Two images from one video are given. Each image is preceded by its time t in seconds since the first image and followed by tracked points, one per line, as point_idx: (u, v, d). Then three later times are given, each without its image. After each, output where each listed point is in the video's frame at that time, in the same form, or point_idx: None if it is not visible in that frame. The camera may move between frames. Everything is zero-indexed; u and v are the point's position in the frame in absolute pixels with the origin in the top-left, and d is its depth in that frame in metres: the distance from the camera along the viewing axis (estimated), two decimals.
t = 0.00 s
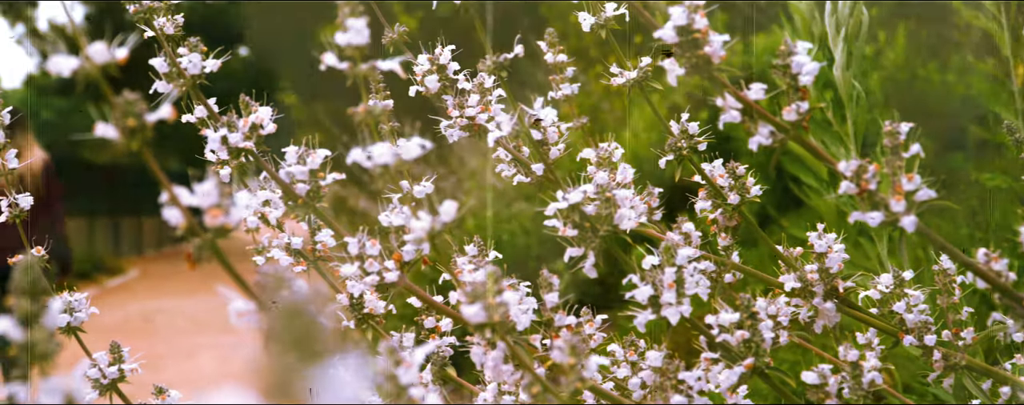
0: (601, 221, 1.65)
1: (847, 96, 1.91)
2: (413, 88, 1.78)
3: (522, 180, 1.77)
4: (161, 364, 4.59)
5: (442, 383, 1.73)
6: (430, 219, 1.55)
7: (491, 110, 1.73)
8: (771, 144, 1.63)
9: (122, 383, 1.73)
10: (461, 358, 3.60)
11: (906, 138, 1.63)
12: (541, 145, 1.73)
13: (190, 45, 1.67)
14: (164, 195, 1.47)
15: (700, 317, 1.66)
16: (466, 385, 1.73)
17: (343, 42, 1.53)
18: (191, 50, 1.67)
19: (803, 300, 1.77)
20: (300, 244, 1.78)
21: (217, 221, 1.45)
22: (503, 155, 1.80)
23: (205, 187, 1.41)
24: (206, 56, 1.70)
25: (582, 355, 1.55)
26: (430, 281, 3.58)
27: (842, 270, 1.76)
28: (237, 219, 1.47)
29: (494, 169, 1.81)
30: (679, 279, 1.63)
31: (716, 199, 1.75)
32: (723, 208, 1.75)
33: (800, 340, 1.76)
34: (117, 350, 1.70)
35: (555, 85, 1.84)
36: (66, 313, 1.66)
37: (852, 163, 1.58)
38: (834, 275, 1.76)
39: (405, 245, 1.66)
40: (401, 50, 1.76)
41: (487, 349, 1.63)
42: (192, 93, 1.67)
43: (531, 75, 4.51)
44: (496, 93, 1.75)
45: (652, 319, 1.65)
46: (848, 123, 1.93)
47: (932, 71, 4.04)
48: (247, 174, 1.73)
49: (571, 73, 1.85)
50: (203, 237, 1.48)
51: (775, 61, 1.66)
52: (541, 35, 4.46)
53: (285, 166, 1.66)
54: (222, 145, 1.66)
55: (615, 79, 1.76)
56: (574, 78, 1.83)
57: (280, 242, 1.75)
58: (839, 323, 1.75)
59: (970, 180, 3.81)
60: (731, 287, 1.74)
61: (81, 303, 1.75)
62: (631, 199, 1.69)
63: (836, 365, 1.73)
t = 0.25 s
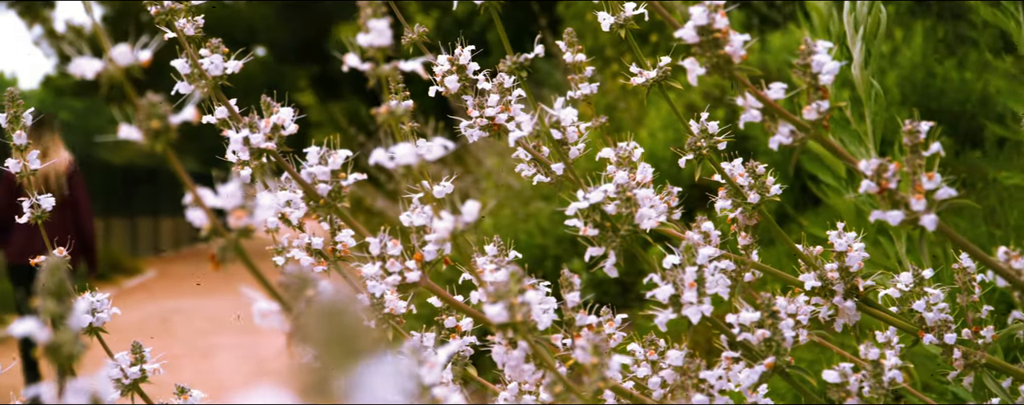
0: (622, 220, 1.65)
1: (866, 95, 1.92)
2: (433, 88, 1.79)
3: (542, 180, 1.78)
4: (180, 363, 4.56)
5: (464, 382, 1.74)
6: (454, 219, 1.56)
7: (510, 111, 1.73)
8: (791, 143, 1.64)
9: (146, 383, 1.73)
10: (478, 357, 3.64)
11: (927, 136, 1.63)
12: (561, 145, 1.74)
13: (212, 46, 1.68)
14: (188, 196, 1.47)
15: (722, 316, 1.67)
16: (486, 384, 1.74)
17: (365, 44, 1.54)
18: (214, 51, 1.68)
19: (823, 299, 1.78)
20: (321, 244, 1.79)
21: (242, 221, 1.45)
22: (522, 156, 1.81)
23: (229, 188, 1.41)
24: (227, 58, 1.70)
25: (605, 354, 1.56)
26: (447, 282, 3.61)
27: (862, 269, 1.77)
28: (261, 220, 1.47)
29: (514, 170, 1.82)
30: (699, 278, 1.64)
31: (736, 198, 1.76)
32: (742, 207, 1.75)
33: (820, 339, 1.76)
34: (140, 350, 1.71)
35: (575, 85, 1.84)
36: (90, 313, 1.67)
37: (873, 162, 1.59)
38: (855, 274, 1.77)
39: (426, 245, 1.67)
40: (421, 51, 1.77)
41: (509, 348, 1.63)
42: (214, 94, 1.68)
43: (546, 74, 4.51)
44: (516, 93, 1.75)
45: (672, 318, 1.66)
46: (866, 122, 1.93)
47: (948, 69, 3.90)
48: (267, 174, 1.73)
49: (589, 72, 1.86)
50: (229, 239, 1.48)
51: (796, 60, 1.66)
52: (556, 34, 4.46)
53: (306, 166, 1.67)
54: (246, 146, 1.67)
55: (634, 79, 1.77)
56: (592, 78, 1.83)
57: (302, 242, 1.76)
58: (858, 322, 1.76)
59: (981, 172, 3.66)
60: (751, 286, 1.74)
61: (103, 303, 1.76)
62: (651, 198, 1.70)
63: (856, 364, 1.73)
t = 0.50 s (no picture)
0: (640, 219, 1.65)
1: (883, 93, 1.92)
2: (450, 87, 1.80)
3: (560, 179, 1.78)
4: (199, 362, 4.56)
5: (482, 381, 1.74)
6: (473, 219, 1.56)
7: (528, 110, 1.74)
8: (810, 142, 1.64)
9: (164, 383, 1.73)
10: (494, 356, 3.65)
11: (945, 135, 1.62)
12: (580, 144, 1.74)
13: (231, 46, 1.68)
14: (209, 196, 1.48)
15: (740, 315, 1.67)
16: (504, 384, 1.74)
17: (384, 44, 1.54)
18: (233, 51, 1.68)
19: (841, 298, 1.78)
20: (339, 243, 1.80)
21: (261, 221, 1.44)
22: (540, 155, 1.82)
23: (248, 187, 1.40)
24: (246, 57, 1.71)
25: (624, 354, 1.55)
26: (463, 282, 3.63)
27: (880, 268, 1.77)
28: (283, 220, 1.47)
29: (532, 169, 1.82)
30: (718, 277, 1.64)
31: (754, 197, 1.76)
32: (760, 206, 1.75)
33: (838, 338, 1.76)
34: (159, 349, 1.71)
35: (592, 84, 1.85)
36: (110, 313, 1.66)
37: (891, 161, 1.58)
38: (873, 273, 1.77)
39: (445, 244, 1.67)
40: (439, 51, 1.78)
41: (527, 347, 1.63)
42: (234, 93, 1.68)
43: (561, 73, 4.51)
44: (535, 92, 1.76)
45: (691, 316, 1.66)
46: (884, 121, 1.93)
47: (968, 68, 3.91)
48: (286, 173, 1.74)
49: (606, 72, 1.86)
50: (249, 238, 1.47)
51: (814, 59, 1.65)
52: (572, 33, 4.46)
53: (325, 165, 1.67)
54: (265, 145, 1.67)
55: (652, 79, 1.77)
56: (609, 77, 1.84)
57: (320, 241, 1.77)
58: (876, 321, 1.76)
59: (998, 170, 4.02)
60: (768, 285, 1.75)
61: (122, 303, 1.76)
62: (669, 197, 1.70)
63: (874, 363, 1.73)
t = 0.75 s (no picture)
0: (658, 221, 1.65)
1: (900, 94, 1.92)
2: (468, 88, 1.80)
3: (578, 180, 1.79)
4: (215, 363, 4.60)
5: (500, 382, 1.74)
6: (492, 220, 1.55)
7: (546, 111, 1.74)
8: (829, 144, 1.64)
9: (183, 383, 1.73)
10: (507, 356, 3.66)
11: (964, 137, 1.61)
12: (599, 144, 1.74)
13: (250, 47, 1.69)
14: (229, 196, 1.47)
15: (758, 316, 1.67)
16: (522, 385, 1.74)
17: (403, 45, 1.54)
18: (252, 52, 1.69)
19: (858, 300, 1.78)
20: (358, 244, 1.80)
21: (282, 222, 1.44)
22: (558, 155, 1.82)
23: (269, 189, 1.40)
24: (265, 58, 1.71)
25: (643, 355, 1.55)
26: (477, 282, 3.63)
27: (898, 269, 1.77)
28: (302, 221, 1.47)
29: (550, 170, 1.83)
30: (736, 278, 1.63)
31: (772, 198, 1.76)
32: (778, 207, 1.75)
33: (855, 340, 1.76)
34: (178, 349, 1.71)
35: (609, 85, 1.85)
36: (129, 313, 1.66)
37: (910, 163, 1.58)
38: (891, 274, 1.77)
39: (463, 245, 1.67)
40: (456, 51, 1.78)
41: (545, 348, 1.64)
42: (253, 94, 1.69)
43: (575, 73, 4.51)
44: (552, 94, 1.77)
45: (709, 318, 1.65)
46: (901, 122, 1.93)
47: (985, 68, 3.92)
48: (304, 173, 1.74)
49: (623, 73, 1.87)
50: (269, 239, 1.47)
51: (834, 61, 1.65)
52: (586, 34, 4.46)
53: (344, 166, 1.68)
54: (284, 146, 1.67)
55: (671, 79, 1.78)
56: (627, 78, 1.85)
57: (338, 241, 1.77)
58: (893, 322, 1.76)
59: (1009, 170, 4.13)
60: (785, 286, 1.75)
61: (140, 303, 1.76)
62: (687, 198, 1.70)
63: (891, 365, 1.73)
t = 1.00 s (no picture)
0: (675, 221, 1.65)
1: (914, 95, 1.92)
2: (483, 89, 1.80)
3: (593, 181, 1.80)
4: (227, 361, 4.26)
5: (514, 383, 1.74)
6: (509, 220, 1.53)
7: (561, 112, 1.74)
8: (845, 144, 1.63)
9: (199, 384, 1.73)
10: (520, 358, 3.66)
11: (980, 137, 1.60)
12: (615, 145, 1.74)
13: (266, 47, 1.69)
14: (247, 196, 1.46)
15: (774, 317, 1.66)
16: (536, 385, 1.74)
17: (420, 45, 1.53)
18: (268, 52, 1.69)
19: (874, 300, 1.77)
20: (372, 244, 1.81)
21: (300, 222, 1.43)
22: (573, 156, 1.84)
23: (286, 188, 1.39)
24: (281, 59, 1.71)
25: (660, 356, 1.55)
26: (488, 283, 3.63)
27: (913, 270, 1.77)
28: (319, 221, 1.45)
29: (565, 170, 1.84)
30: (753, 279, 1.63)
31: (788, 198, 1.76)
32: (794, 208, 1.75)
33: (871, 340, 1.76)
34: (194, 350, 1.70)
35: (624, 85, 1.86)
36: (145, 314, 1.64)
37: (926, 163, 1.57)
38: (906, 275, 1.77)
39: (479, 246, 1.67)
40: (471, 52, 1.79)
41: (561, 349, 1.65)
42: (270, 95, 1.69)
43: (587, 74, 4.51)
44: (567, 94, 1.77)
45: (725, 319, 1.65)
46: (915, 122, 1.93)
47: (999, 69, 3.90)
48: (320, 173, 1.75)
49: (638, 73, 1.87)
50: (286, 239, 1.46)
51: (850, 61, 1.64)
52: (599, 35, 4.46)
53: (360, 166, 1.68)
54: (300, 146, 1.67)
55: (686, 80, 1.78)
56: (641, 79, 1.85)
57: (353, 242, 1.78)
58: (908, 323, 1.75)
59: None
60: (800, 287, 1.75)
61: (155, 303, 1.75)
62: (703, 199, 1.70)
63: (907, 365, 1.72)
